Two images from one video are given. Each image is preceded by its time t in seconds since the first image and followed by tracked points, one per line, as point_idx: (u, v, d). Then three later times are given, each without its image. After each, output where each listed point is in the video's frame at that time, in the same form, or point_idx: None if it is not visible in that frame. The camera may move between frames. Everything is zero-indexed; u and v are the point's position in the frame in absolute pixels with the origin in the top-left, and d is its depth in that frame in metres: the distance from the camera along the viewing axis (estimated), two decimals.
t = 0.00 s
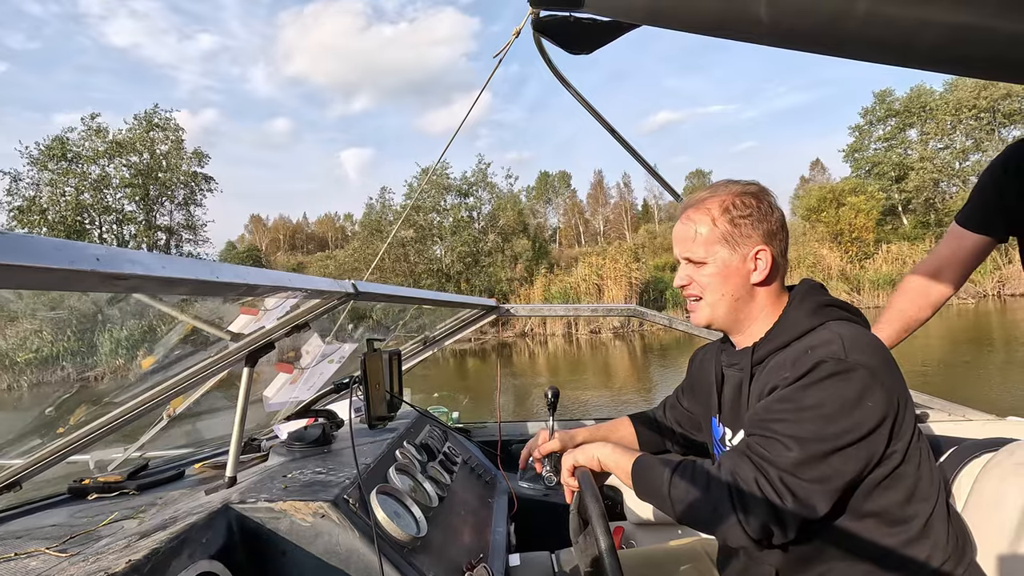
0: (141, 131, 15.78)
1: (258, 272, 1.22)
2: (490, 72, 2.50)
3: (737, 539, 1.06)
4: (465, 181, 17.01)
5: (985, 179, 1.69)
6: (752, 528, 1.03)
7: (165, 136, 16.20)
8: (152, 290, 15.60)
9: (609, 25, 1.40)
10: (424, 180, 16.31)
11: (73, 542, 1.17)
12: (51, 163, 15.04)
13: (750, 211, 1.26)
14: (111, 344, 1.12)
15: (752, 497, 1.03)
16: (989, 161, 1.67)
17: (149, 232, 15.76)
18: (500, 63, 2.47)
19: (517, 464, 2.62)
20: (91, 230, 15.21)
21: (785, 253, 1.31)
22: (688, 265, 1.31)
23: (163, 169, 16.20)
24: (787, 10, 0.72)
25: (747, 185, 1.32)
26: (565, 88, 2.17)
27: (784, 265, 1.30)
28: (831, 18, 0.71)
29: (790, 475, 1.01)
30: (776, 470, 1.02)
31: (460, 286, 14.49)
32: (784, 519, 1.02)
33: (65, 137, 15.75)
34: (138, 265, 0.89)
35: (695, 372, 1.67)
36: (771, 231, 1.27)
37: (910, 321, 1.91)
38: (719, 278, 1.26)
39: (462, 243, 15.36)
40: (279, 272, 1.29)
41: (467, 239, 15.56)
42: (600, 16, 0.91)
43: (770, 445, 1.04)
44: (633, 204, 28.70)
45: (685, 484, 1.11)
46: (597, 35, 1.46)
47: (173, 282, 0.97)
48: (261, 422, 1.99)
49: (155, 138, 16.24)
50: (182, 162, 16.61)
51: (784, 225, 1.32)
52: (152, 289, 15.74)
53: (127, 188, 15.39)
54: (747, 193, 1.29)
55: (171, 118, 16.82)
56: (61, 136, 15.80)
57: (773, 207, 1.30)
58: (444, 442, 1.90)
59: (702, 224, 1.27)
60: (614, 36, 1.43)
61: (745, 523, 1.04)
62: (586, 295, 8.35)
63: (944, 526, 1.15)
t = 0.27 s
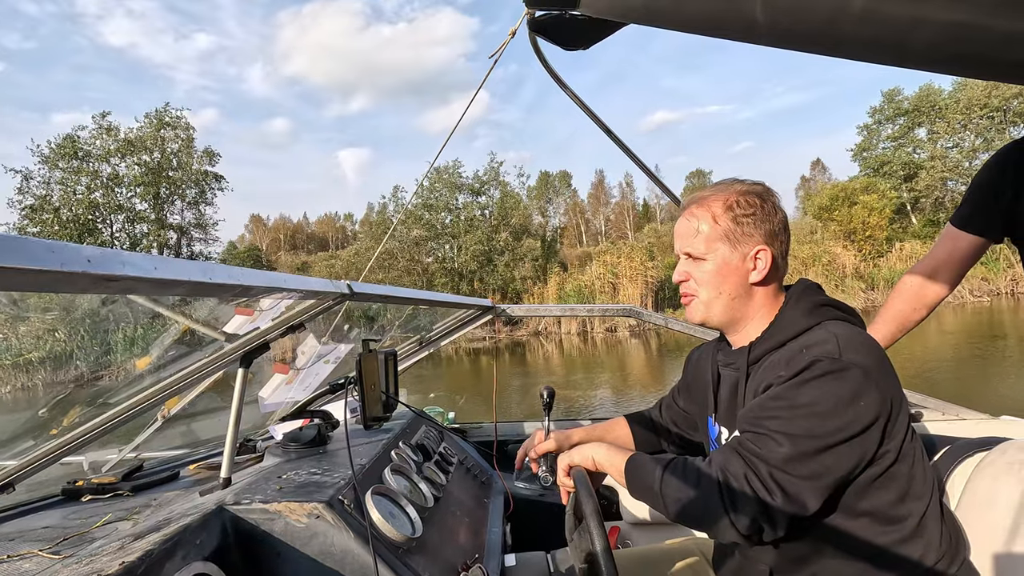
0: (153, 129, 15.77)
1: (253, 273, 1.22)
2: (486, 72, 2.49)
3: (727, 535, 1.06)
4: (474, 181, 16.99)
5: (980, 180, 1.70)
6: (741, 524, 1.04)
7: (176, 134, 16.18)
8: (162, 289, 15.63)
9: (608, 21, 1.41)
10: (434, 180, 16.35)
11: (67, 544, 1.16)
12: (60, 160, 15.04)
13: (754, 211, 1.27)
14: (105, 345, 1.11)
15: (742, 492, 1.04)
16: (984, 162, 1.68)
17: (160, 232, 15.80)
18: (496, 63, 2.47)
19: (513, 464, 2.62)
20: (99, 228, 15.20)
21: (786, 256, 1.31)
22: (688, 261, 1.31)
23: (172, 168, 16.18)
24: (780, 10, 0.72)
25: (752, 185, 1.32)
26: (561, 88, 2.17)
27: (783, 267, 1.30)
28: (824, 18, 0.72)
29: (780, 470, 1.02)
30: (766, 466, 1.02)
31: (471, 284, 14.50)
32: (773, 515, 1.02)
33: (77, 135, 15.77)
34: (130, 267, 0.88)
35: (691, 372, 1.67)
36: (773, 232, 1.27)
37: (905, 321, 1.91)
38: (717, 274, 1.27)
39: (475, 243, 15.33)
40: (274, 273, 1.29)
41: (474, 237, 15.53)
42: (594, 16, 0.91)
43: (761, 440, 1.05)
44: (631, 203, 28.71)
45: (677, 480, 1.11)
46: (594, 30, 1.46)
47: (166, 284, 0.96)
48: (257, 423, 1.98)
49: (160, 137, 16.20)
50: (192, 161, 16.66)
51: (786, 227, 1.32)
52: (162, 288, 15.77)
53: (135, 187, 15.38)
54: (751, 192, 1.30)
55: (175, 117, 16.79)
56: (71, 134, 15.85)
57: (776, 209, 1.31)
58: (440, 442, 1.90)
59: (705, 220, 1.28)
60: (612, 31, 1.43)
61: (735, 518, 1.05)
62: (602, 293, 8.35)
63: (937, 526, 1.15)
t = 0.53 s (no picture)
0: (167, 127, 15.72)
1: (249, 274, 1.22)
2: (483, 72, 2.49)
3: (723, 535, 1.06)
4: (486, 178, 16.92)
5: (974, 181, 1.71)
6: (738, 526, 1.04)
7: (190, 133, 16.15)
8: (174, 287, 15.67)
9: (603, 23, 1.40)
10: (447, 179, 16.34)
11: (61, 545, 1.16)
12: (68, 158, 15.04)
13: (753, 211, 1.27)
14: (99, 346, 1.11)
15: (738, 493, 1.04)
16: (978, 164, 1.69)
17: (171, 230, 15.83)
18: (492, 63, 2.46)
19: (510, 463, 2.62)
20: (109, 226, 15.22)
21: (785, 257, 1.31)
22: (684, 256, 1.33)
23: (184, 167, 16.22)
24: (775, 12, 0.73)
25: (756, 184, 1.32)
26: (557, 88, 2.17)
27: (780, 268, 1.30)
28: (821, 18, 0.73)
29: (776, 473, 1.02)
30: (763, 468, 1.03)
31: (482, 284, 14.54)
32: (769, 516, 1.03)
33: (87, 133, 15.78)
34: (125, 270, 0.88)
35: (687, 372, 1.67)
36: (771, 232, 1.27)
37: (899, 320, 1.92)
38: (710, 271, 1.28)
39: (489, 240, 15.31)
40: (269, 274, 1.29)
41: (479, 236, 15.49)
42: (590, 16, 0.91)
43: (757, 443, 1.05)
44: (631, 203, 28.75)
45: (672, 481, 1.12)
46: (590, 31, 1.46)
47: (161, 285, 0.96)
48: (253, 423, 1.98)
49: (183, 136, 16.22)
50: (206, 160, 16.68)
51: (787, 228, 1.32)
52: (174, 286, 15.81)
53: (145, 186, 15.40)
54: (753, 192, 1.30)
55: (178, 115, 16.76)
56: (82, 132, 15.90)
57: (778, 210, 1.30)
58: (437, 442, 1.90)
59: (704, 217, 1.29)
60: (608, 33, 1.43)
61: (731, 520, 1.05)
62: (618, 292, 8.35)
63: (930, 525, 1.16)
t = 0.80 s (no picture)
0: (180, 126, 15.81)
1: (247, 272, 1.21)
2: (482, 71, 2.49)
3: (725, 539, 1.06)
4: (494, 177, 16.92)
5: (970, 181, 1.71)
6: (739, 530, 1.04)
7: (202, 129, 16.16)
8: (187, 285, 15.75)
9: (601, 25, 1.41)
10: (461, 179, 16.38)
11: (59, 544, 1.16)
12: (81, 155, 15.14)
13: (745, 210, 1.27)
14: (97, 345, 1.11)
15: (739, 497, 1.04)
16: (975, 163, 1.69)
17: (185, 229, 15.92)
18: (491, 62, 2.46)
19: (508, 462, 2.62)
20: (122, 223, 15.32)
21: (780, 256, 1.30)
22: (678, 256, 1.33)
23: (197, 164, 16.31)
24: (775, 12, 0.74)
25: (752, 183, 1.32)
26: (556, 87, 2.17)
27: (775, 267, 1.30)
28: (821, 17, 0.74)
29: (776, 476, 1.02)
30: (763, 472, 1.03)
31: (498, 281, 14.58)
32: (770, 519, 1.03)
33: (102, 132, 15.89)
34: (124, 269, 0.88)
35: (683, 371, 1.67)
36: (764, 232, 1.27)
37: (896, 319, 1.93)
38: (703, 271, 1.28)
39: (507, 237, 15.15)
40: (267, 272, 1.29)
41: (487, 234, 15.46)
42: (590, 16, 0.91)
43: (756, 446, 1.05)
44: (631, 203, 28.78)
45: (671, 483, 1.12)
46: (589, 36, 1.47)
47: (159, 283, 0.96)
48: (251, 422, 1.98)
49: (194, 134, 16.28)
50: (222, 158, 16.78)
51: (781, 226, 1.31)
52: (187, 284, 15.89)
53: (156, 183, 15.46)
54: (747, 191, 1.30)
55: (183, 113, 16.75)
56: (98, 130, 16.04)
57: (772, 209, 1.30)
58: (435, 441, 1.90)
59: (698, 217, 1.29)
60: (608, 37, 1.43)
61: (732, 525, 1.04)
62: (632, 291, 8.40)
63: (926, 523, 1.16)
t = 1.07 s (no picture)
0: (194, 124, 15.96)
1: (246, 273, 1.22)
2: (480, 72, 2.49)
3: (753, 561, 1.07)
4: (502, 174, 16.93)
5: (967, 182, 1.72)
6: (768, 552, 1.05)
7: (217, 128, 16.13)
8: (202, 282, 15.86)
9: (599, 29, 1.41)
10: (473, 180, 16.46)
11: (58, 544, 1.16)
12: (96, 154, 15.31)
13: (738, 211, 1.27)
14: (96, 345, 1.11)
15: (768, 520, 1.05)
16: (972, 163, 1.69)
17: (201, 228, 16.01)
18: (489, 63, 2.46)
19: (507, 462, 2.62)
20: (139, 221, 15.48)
21: (773, 257, 1.31)
22: (671, 256, 1.34)
23: (211, 163, 16.43)
24: (773, 15, 0.74)
25: (745, 184, 1.32)
26: (555, 88, 2.17)
27: (767, 267, 1.31)
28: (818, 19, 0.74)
29: (801, 499, 1.04)
30: (788, 497, 1.04)
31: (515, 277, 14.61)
32: (799, 539, 1.05)
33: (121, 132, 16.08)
34: (124, 269, 0.88)
35: (679, 371, 1.68)
36: (756, 232, 1.27)
37: (893, 319, 1.94)
38: (696, 271, 1.28)
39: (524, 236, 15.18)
40: (266, 272, 1.29)
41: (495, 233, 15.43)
42: (589, 17, 0.91)
43: (776, 469, 1.06)
44: (632, 202, 28.82)
45: (694, 506, 1.11)
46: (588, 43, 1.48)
47: (159, 285, 0.96)
48: (250, 422, 1.98)
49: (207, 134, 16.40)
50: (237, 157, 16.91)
51: (774, 226, 1.32)
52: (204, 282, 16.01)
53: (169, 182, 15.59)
54: (740, 192, 1.30)
55: (188, 112, 16.78)
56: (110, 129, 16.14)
57: (765, 210, 1.31)
58: (433, 441, 1.90)
59: (691, 217, 1.29)
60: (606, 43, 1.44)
61: (762, 546, 1.05)
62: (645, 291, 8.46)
63: (919, 524, 1.16)
